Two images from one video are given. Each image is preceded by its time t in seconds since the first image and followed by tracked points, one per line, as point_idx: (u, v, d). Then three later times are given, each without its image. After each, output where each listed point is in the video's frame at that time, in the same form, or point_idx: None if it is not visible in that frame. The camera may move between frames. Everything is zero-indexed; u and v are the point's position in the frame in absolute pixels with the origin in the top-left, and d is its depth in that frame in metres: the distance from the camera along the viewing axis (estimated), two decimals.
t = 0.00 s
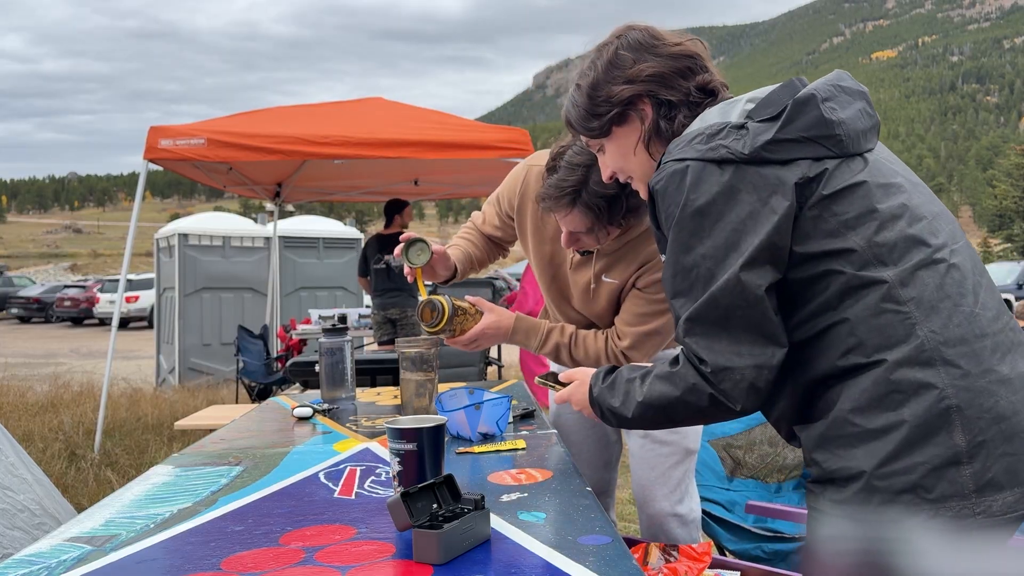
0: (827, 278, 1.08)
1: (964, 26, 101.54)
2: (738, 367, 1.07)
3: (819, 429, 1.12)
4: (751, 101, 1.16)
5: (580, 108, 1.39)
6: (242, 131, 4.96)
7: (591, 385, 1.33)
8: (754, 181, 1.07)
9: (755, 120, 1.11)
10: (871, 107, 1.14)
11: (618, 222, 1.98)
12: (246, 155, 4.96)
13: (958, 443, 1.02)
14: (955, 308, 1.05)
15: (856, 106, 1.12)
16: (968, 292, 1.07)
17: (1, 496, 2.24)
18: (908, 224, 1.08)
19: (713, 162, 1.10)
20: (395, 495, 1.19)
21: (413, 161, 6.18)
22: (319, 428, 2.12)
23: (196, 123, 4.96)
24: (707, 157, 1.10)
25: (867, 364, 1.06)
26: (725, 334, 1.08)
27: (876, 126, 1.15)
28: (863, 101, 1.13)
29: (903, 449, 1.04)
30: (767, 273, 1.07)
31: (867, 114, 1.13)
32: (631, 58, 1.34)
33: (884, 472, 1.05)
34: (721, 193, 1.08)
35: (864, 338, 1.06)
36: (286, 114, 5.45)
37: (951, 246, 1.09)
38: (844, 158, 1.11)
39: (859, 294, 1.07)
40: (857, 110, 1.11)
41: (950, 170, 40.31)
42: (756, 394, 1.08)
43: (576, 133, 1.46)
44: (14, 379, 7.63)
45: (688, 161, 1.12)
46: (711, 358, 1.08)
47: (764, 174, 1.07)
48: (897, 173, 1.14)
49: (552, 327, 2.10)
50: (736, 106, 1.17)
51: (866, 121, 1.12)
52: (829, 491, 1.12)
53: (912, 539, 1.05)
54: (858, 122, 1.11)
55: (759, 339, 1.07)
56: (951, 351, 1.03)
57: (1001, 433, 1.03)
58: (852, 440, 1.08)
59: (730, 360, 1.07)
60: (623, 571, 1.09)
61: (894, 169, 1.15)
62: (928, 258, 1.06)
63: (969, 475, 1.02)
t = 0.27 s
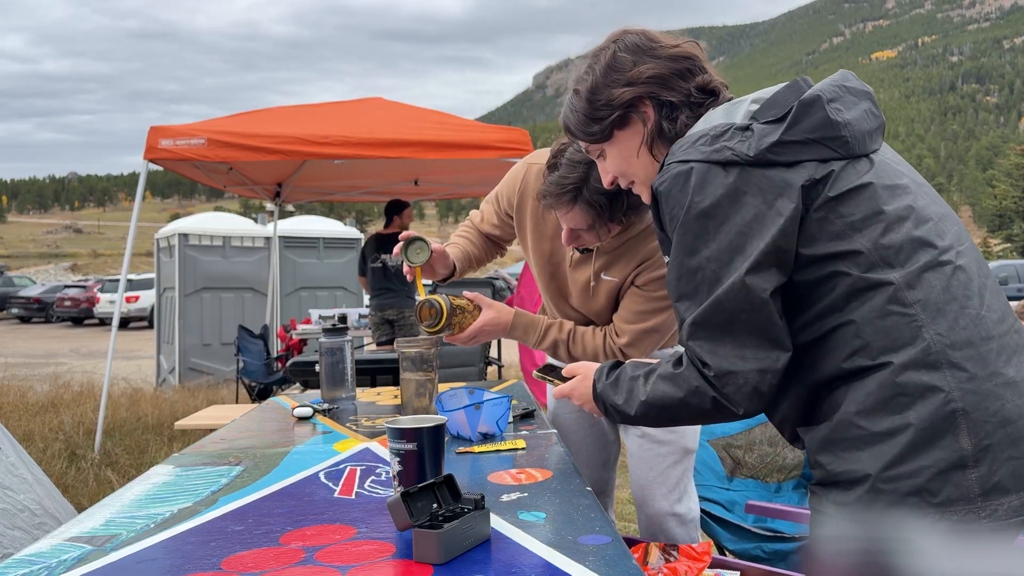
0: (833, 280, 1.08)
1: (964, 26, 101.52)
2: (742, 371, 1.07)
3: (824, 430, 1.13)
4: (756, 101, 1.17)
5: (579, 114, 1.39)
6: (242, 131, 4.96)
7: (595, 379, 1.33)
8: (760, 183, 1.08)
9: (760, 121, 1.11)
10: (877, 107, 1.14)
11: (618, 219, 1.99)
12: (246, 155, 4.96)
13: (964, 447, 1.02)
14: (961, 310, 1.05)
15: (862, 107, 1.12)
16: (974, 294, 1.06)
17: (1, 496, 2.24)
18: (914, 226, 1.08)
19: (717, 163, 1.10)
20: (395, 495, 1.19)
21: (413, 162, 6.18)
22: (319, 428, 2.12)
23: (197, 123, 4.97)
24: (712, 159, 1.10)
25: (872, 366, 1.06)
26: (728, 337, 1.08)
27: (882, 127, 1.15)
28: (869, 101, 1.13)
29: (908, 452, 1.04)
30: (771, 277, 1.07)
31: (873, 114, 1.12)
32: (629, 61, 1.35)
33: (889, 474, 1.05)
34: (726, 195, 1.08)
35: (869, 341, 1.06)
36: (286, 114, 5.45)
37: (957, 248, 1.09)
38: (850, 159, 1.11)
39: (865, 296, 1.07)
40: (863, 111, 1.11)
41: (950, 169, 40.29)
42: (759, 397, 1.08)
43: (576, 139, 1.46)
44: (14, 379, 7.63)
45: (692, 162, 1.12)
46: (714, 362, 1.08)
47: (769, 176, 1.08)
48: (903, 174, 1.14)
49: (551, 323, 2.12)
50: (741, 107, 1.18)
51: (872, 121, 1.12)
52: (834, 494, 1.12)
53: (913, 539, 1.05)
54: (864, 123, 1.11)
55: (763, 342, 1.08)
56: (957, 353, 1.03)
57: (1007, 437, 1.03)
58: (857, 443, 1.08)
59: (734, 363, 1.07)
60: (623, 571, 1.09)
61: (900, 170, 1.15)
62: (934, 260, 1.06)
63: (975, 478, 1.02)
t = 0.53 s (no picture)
0: (835, 283, 1.09)
1: (964, 26, 101.50)
2: (742, 375, 1.08)
3: (826, 433, 1.13)
4: (757, 103, 1.17)
5: (573, 124, 1.40)
6: (242, 131, 4.96)
7: (594, 379, 1.33)
8: (762, 185, 1.08)
9: (762, 123, 1.11)
10: (878, 109, 1.14)
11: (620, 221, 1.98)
12: (246, 155, 4.96)
13: (968, 451, 1.02)
14: (964, 313, 1.05)
15: (864, 109, 1.12)
16: (976, 297, 1.07)
17: (1, 496, 2.24)
18: (917, 229, 1.08)
19: (718, 166, 1.10)
20: (395, 495, 1.19)
21: (413, 162, 6.18)
22: (319, 428, 2.12)
23: (197, 123, 4.97)
24: (713, 161, 1.10)
25: (875, 370, 1.07)
26: (729, 341, 1.08)
27: (884, 129, 1.15)
28: (871, 103, 1.13)
29: (911, 457, 1.04)
30: (773, 280, 1.07)
31: (875, 115, 1.13)
32: (618, 68, 1.35)
33: (892, 478, 1.05)
34: (726, 198, 1.08)
35: (872, 344, 1.07)
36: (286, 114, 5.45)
37: (960, 250, 1.09)
38: (851, 161, 1.11)
39: (868, 299, 1.07)
40: (864, 113, 1.12)
41: (950, 169, 40.27)
42: (760, 400, 1.09)
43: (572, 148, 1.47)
44: (14, 379, 7.62)
45: (693, 163, 1.12)
46: (714, 365, 1.09)
47: (771, 178, 1.08)
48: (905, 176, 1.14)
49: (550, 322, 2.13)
50: (742, 109, 1.18)
51: (874, 123, 1.12)
52: (836, 498, 1.13)
53: (912, 540, 1.06)
54: (866, 125, 1.11)
55: (764, 346, 1.08)
56: (960, 357, 1.03)
57: (1011, 440, 1.03)
58: (859, 446, 1.09)
59: (734, 367, 1.08)
60: (622, 571, 1.10)
61: (902, 172, 1.15)
62: (936, 262, 1.06)
63: (978, 482, 1.02)
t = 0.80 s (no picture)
0: (833, 283, 1.09)
1: (964, 26, 101.49)
2: (741, 375, 1.07)
3: (825, 434, 1.13)
4: (754, 103, 1.17)
5: (570, 129, 1.41)
6: (242, 131, 4.96)
7: (593, 380, 1.34)
8: (759, 185, 1.08)
9: (759, 123, 1.11)
10: (876, 108, 1.14)
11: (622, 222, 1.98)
12: (246, 155, 4.96)
13: (967, 450, 1.02)
14: (963, 312, 1.05)
15: (862, 109, 1.12)
16: (975, 296, 1.07)
17: (1, 496, 2.24)
18: (915, 229, 1.08)
19: (716, 167, 1.10)
20: (395, 495, 1.19)
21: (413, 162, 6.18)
22: (319, 428, 2.12)
23: (197, 123, 4.97)
24: (711, 161, 1.11)
25: (873, 370, 1.07)
26: (728, 341, 1.08)
27: (881, 128, 1.15)
28: (868, 102, 1.13)
29: (911, 456, 1.04)
30: (771, 280, 1.07)
31: (872, 115, 1.13)
32: (613, 72, 1.36)
33: (892, 478, 1.05)
34: (724, 198, 1.08)
35: (871, 343, 1.07)
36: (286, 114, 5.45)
37: (958, 249, 1.09)
38: (849, 161, 1.11)
39: (867, 299, 1.07)
40: (862, 113, 1.11)
41: (950, 169, 40.25)
42: (760, 400, 1.09)
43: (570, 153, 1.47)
44: (14, 379, 7.62)
45: (691, 165, 1.13)
46: (713, 366, 1.08)
47: (768, 179, 1.08)
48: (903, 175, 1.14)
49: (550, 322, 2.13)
50: (740, 109, 1.18)
51: (871, 123, 1.12)
52: (836, 499, 1.12)
53: (912, 540, 1.05)
54: (864, 124, 1.11)
55: (763, 346, 1.08)
56: (959, 356, 1.03)
57: (1011, 439, 1.03)
58: (859, 446, 1.09)
59: (734, 367, 1.08)
60: (622, 571, 1.10)
61: (900, 171, 1.15)
62: (935, 262, 1.06)
63: (979, 482, 1.02)
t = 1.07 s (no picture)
0: (831, 283, 1.09)
1: (964, 26, 101.48)
2: (742, 376, 1.07)
3: (825, 435, 1.13)
4: (750, 105, 1.17)
5: (567, 133, 1.41)
6: (242, 131, 4.96)
7: (592, 378, 1.34)
8: (756, 186, 1.08)
9: (755, 124, 1.11)
10: (872, 107, 1.14)
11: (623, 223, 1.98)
12: (246, 155, 4.96)
13: (966, 450, 1.02)
14: (961, 312, 1.05)
15: (857, 109, 1.12)
16: (973, 295, 1.06)
17: (1, 496, 2.24)
18: (913, 228, 1.08)
19: (712, 168, 1.10)
20: (395, 495, 1.19)
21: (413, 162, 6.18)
22: (319, 428, 2.12)
23: (197, 123, 4.97)
24: (707, 163, 1.11)
25: (871, 371, 1.06)
26: (728, 342, 1.08)
27: (877, 129, 1.15)
28: (864, 101, 1.13)
29: (910, 456, 1.04)
30: (770, 280, 1.07)
31: (868, 116, 1.13)
32: (609, 77, 1.36)
33: (892, 478, 1.05)
34: (720, 200, 1.08)
35: (869, 344, 1.06)
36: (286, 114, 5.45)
37: (955, 249, 1.09)
38: (846, 161, 1.11)
39: (864, 299, 1.07)
40: (858, 113, 1.11)
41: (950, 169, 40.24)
42: (760, 401, 1.08)
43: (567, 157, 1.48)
44: (14, 379, 7.62)
45: (687, 167, 1.13)
46: (714, 367, 1.08)
47: (765, 179, 1.08)
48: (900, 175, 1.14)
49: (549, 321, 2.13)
50: (736, 111, 1.18)
51: (866, 123, 1.12)
52: (835, 499, 1.12)
53: (911, 539, 1.05)
54: (860, 124, 1.11)
55: (763, 347, 1.08)
56: (958, 355, 1.03)
57: (1010, 439, 1.03)
58: (858, 446, 1.09)
59: (734, 368, 1.07)
60: (622, 571, 1.10)
61: (897, 171, 1.15)
62: (931, 261, 1.06)
63: (978, 481, 1.02)
